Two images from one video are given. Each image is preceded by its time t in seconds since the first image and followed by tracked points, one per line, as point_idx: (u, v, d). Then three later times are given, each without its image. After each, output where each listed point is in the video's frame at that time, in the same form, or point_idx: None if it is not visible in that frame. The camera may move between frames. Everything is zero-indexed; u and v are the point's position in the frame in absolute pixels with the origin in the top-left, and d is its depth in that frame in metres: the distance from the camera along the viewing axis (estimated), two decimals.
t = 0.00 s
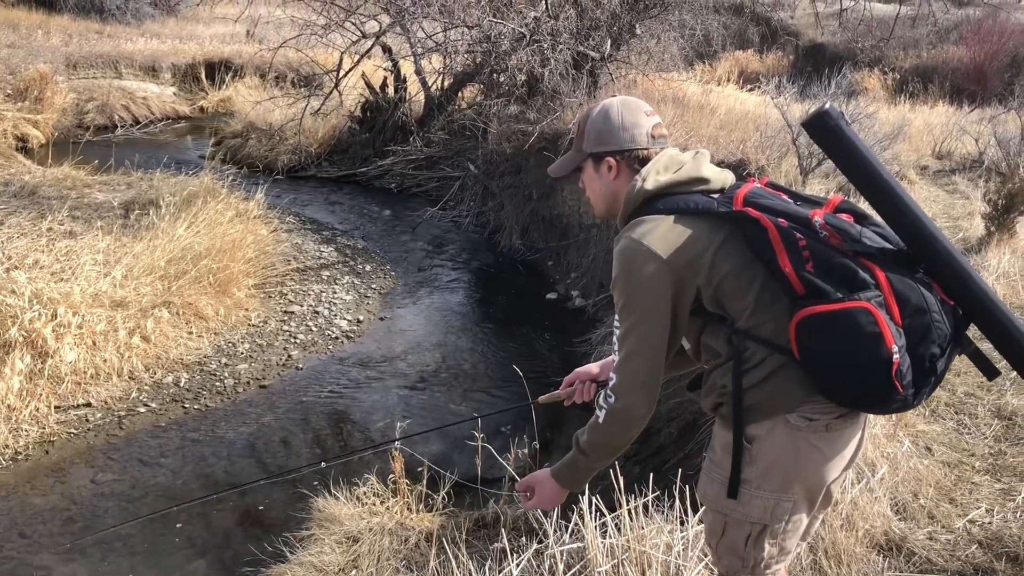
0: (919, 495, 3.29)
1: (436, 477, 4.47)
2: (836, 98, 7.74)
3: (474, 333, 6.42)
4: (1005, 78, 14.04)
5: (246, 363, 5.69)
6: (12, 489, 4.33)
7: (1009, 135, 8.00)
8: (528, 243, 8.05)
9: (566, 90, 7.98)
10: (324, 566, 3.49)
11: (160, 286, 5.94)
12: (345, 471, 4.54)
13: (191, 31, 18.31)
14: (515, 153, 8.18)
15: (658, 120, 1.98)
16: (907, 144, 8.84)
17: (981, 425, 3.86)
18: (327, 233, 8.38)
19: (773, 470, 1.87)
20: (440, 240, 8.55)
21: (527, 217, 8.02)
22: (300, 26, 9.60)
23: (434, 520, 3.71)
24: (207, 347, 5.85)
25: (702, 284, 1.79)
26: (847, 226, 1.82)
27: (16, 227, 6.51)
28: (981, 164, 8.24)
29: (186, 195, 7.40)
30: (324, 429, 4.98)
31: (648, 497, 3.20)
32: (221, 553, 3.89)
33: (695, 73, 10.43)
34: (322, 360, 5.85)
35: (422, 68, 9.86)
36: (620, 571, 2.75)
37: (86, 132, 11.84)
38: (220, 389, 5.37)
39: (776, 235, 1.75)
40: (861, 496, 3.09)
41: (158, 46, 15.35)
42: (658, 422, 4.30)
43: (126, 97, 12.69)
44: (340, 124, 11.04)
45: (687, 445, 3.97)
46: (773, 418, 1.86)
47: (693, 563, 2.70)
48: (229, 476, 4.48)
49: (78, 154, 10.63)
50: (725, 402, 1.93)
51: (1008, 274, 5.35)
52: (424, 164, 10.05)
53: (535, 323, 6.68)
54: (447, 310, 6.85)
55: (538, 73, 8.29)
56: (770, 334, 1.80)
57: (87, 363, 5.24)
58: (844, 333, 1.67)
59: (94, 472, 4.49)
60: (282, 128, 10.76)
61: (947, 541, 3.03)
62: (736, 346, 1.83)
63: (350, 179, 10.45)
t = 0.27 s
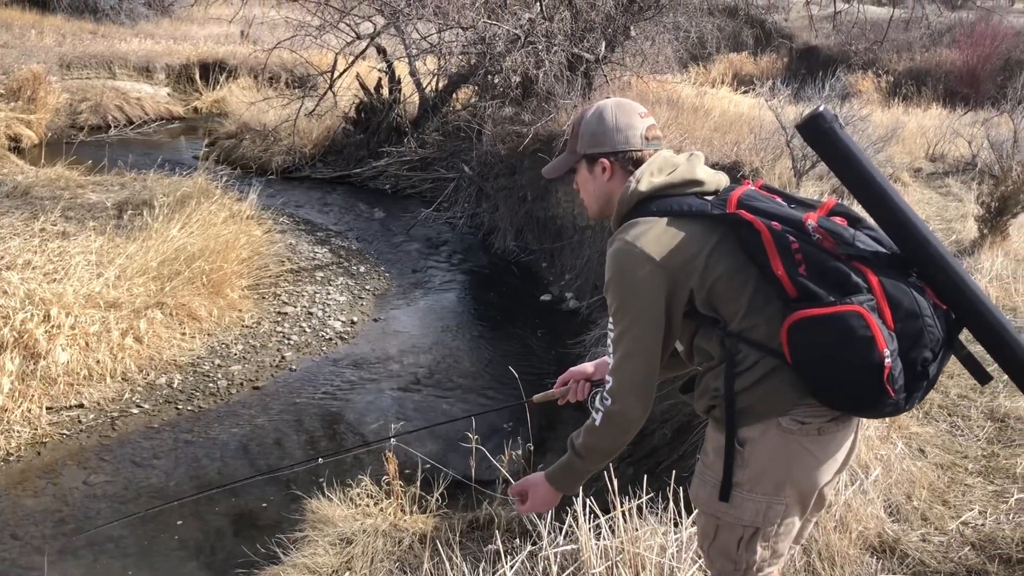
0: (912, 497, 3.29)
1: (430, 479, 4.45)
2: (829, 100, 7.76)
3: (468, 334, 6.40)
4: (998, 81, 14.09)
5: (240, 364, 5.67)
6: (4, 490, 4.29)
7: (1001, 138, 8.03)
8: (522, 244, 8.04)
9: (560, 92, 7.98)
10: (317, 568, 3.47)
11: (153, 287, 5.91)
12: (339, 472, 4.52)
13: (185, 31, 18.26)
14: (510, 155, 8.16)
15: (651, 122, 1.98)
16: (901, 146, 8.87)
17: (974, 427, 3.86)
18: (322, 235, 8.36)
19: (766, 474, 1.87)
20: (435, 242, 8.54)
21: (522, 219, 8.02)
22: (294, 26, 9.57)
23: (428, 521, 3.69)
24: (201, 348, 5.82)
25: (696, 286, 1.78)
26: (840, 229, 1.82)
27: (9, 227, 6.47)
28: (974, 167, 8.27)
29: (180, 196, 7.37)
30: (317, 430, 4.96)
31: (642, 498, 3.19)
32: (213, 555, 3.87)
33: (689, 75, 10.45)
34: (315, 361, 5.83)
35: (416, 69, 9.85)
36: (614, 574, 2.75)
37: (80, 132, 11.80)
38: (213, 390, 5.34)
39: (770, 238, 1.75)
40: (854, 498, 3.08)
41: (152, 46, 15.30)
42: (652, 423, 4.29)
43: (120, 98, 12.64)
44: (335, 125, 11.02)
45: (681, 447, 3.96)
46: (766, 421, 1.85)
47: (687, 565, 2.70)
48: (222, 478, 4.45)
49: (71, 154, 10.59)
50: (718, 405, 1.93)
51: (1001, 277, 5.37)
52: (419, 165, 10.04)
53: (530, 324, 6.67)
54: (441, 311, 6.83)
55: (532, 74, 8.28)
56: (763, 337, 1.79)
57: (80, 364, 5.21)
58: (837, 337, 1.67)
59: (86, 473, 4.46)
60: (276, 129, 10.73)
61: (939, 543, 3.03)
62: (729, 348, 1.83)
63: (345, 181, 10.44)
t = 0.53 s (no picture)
0: (905, 500, 3.30)
1: (424, 482, 4.45)
2: (823, 104, 7.79)
3: (463, 337, 6.40)
4: (991, 85, 14.16)
5: (234, 367, 5.65)
6: None
7: (993, 142, 8.07)
8: (517, 247, 8.05)
9: (555, 95, 7.99)
10: (311, 571, 3.46)
11: (147, 290, 5.89)
12: (333, 475, 4.51)
13: (180, 34, 18.23)
14: (504, 158, 8.16)
15: (645, 126, 1.98)
16: (894, 150, 8.91)
17: (967, 430, 3.88)
18: (316, 237, 8.35)
19: (761, 478, 1.87)
20: (430, 244, 8.53)
21: (516, 222, 8.02)
22: (289, 29, 9.57)
23: (422, 524, 3.68)
24: (195, 351, 5.80)
25: (691, 291, 1.79)
26: (835, 234, 1.82)
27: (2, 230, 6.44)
28: (967, 170, 8.30)
29: (174, 198, 7.35)
30: (311, 433, 4.95)
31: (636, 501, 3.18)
32: (207, 558, 3.85)
33: (684, 79, 10.48)
34: (310, 364, 5.82)
35: (411, 72, 9.86)
36: None
37: (74, 135, 11.77)
38: (207, 393, 5.33)
39: (764, 243, 1.75)
40: (847, 501, 3.09)
41: (146, 49, 15.27)
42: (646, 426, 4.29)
43: (114, 101, 12.62)
44: (330, 128, 11.02)
45: (675, 450, 3.96)
46: (761, 425, 1.85)
47: (681, 568, 2.70)
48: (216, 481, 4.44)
49: (65, 157, 10.56)
50: (713, 410, 1.93)
51: (994, 281, 5.39)
52: (413, 168, 10.04)
53: (524, 327, 6.67)
54: (436, 314, 6.83)
55: (527, 78, 8.29)
56: (759, 342, 1.80)
57: (73, 367, 5.19)
58: (832, 341, 1.67)
59: (79, 477, 4.44)
60: (270, 132, 10.72)
61: (933, 546, 3.04)
62: (725, 353, 1.83)
63: (339, 183, 10.43)
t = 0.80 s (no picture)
0: (903, 502, 3.30)
1: (422, 485, 4.44)
2: (820, 107, 7.81)
3: (461, 340, 6.40)
4: (988, 88, 14.19)
5: (231, 371, 5.64)
6: None
7: (990, 145, 8.09)
8: (515, 250, 8.05)
9: (553, 98, 8.00)
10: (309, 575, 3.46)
11: (145, 293, 5.88)
12: (331, 479, 4.50)
13: (178, 37, 18.23)
14: (502, 161, 8.16)
15: (644, 126, 1.98)
16: (892, 153, 8.93)
17: (965, 432, 3.88)
18: (314, 241, 8.35)
19: (761, 482, 1.87)
20: (427, 248, 8.54)
21: (514, 225, 8.02)
22: (287, 32, 9.57)
23: (420, 528, 3.68)
24: (192, 354, 5.80)
25: (691, 294, 1.79)
26: (835, 238, 1.82)
27: None
28: (965, 173, 8.32)
29: (171, 202, 7.34)
30: (309, 436, 4.94)
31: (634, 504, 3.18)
32: (204, 561, 3.84)
33: (682, 82, 10.49)
34: (307, 367, 5.82)
35: (409, 75, 9.86)
36: None
37: (71, 138, 11.77)
38: (205, 397, 5.32)
39: (765, 246, 1.76)
40: (845, 503, 3.09)
41: (144, 52, 15.27)
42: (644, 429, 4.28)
43: (112, 104, 12.62)
44: (328, 131, 11.02)
45: (673, 453, 3.96)
46: (762, 429, 1.85)
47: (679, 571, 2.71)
48: (213, 485, 4.43)
49: (62, 160, 10.55)
50: (712, 413, 1.92)
51: (991, 284, 5.40)
52: (411, 171, 10.04)
53: (522, 330, 6.67)
54: (434, 317, 6.83)
55: (525, 81, 8.29)
56: (759, 345, 1.80)
57: (71, 371, 5.18)
58: (833, 345, 1.67)
59: (76, 480, 4.43)
60: (268, 135, 10.72)
61: (930, 548, 3.05)
62: (724, 356, 1.83)
63: (337, 187, 10.44)
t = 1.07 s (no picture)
0: (904, 504, 3.30)
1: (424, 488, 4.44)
2: (821, 109, 7.81)
3: (462, 343, 6.39)
4: (989, 90, 14.20)
5: (233, 373, 5.65)
6: None
7: (992, 146, 8.09)
8: (516, 252, 8.06)
9: (554, 100, 8.01)
10: None
11: (146, 296, 5.89)
12: (332, 481, 4.50)
13: (179, 40, 18.27)
14: (503, 163, 8.17)
15: (645, 128, 1.98)
16: (892, 155, 8.94)
17: (966, 434, 3.88)
18: (315, 243, 8.35)
19: (764, 483, 1.87)
20: (428, 250, 8.54)
21: (515, 227, 8.03)
22: (288, 35, 9.58)
23: (421, 530, 3.67)
24: (194, 356, 5.80)
25: (694, 295, 1.79)
26: (838, 239, 1.82)
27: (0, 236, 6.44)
28: (966, 175, 8.32)
29: (172, 204, 7.34)
30: (310, 439, 4.94)
31: (635, 506, 3.18)
32: (205, 564, 3.84)
33: (683, 84, 10.50)
34: (309, 369, 5.82)
35: (411, 78, 9.87)
36: None
37: (73, 141, 11.78)
38: (206, 399, 5.32)
39: (769, 248, 1.76)
40: (847, 505, 3.09)
41: (145, 55, 15.29)
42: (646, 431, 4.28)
43: (113, 106, 12.63)
44: (329, 133, 11.03)
45: (675, 455, 3.95)
46: (765, 431, 1.86)
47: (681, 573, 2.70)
48: (214, 487, 4.43)
49: (64, 163, 10.56)
50: (715, 415, 1.92)
51: (993, 285, 5.40)
52: (413, 173, 10.05)
53: (524, 332, 6.67)
54: (435, 319, 6.83)
55: (526, 83, 8.30)
56: (762, 347, 1.80)
57: (72, 374, 5.18)
58: (837, 346, 1.67)
59: (77, 483, 4.43)
60: (270, 138, 10.73)
61: (932, 550, 3.04)
62: (728, 358, 1.83)
63: (338, 189, 10.45)
